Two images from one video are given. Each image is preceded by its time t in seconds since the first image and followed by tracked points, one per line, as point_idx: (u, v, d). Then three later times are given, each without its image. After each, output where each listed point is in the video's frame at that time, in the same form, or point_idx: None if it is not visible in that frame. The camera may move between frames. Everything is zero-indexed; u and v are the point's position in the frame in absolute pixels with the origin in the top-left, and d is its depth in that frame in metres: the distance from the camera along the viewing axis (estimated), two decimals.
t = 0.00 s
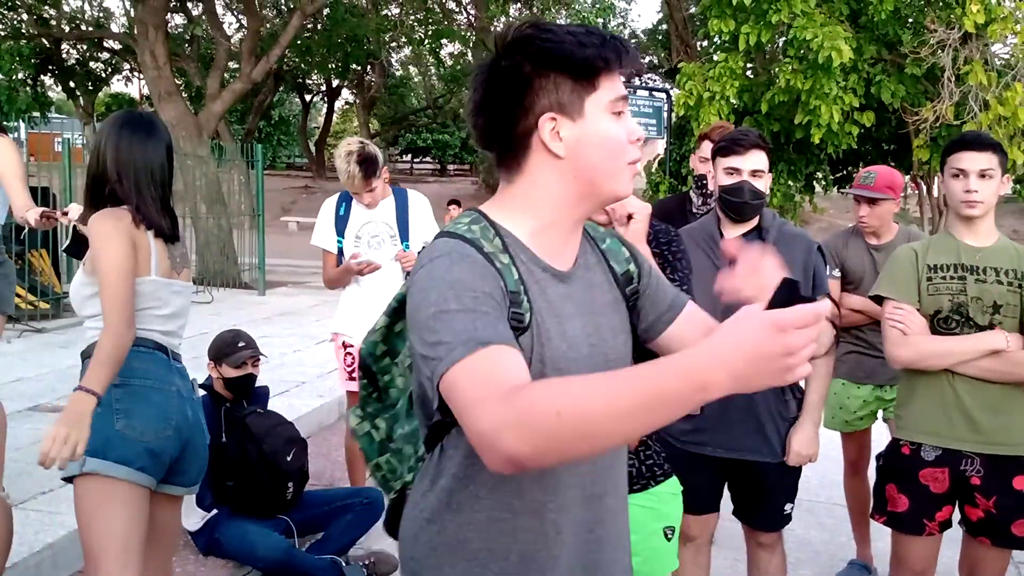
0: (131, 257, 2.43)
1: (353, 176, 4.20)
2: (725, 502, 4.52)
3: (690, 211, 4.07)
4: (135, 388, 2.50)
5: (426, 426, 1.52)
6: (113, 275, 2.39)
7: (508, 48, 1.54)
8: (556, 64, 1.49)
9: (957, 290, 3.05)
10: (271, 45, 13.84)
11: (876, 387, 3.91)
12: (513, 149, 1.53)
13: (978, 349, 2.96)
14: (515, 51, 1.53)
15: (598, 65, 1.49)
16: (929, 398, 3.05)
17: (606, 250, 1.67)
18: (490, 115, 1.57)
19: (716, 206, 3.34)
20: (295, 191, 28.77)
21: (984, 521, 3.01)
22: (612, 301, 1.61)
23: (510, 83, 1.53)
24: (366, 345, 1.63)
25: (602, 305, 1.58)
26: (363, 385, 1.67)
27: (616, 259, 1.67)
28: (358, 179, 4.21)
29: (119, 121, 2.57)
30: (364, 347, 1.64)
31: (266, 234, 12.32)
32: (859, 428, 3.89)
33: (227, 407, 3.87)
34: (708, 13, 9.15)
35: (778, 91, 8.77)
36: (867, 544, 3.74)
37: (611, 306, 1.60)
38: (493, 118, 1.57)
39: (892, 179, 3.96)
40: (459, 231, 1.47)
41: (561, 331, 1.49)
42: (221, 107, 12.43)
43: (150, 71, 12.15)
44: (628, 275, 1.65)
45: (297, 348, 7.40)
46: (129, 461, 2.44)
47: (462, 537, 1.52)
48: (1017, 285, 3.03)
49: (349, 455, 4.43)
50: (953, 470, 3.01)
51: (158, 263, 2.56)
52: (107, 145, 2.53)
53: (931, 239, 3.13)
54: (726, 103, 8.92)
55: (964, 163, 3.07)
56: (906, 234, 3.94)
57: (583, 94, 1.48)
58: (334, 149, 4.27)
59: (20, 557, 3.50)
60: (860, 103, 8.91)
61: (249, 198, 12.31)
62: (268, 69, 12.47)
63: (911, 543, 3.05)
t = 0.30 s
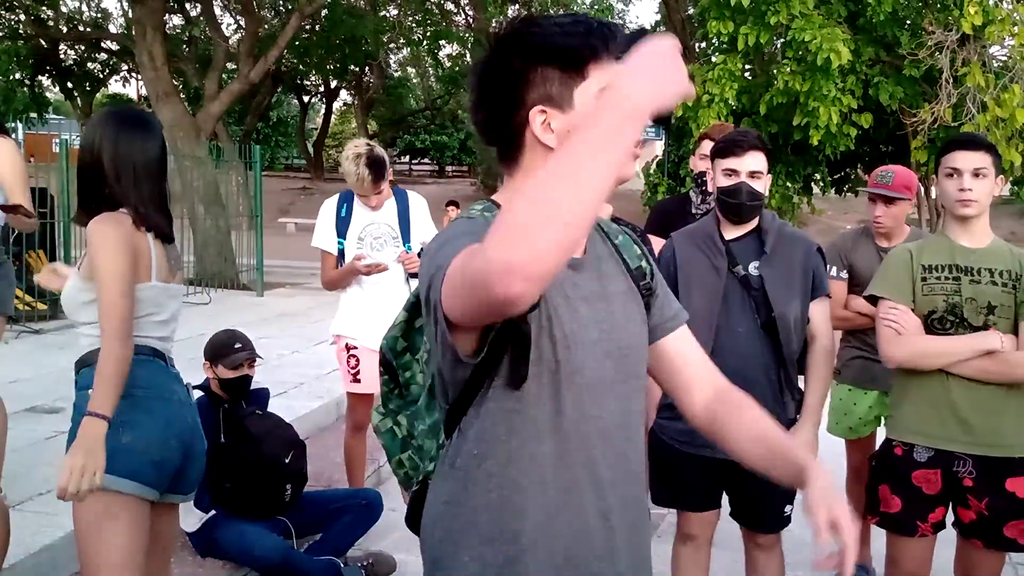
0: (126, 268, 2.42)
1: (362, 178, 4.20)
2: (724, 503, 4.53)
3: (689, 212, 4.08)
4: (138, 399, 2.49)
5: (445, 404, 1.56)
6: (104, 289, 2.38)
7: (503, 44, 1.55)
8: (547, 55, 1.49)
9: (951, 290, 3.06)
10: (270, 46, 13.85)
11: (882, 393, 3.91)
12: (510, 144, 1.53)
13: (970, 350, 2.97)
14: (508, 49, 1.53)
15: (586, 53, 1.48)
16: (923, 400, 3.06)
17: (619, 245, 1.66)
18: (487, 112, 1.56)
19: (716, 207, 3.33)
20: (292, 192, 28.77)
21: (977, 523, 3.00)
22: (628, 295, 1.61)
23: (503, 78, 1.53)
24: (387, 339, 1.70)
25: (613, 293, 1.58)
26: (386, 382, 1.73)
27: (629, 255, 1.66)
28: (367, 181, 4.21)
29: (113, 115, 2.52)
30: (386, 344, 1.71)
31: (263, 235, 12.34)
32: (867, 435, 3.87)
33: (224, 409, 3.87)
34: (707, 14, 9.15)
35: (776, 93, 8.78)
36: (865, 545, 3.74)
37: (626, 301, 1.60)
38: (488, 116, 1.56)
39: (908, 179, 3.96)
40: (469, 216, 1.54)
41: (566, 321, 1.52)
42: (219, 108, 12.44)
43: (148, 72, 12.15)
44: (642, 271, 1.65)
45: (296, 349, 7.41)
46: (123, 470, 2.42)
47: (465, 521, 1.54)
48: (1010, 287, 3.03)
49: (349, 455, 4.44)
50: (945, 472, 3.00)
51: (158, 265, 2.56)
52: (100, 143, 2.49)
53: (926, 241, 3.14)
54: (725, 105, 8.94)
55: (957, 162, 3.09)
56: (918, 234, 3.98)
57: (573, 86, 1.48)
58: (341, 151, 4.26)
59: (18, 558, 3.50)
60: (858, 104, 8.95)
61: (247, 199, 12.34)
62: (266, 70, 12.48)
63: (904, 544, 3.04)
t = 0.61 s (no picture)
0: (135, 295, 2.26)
1: (369, 182, 4.20)
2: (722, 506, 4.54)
3: (688, 212, 4.09)
4: (151, 442, 2.36)
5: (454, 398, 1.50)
6: (101, 331, 2.19)
7: (525, 44, 1.54)
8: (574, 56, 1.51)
9: (942, 292, 3.06)
10: (268, 48, 13.86)
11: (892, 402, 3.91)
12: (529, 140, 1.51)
13: (961, 351, 2.98)
14: (534, 47, 1.52)
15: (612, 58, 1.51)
16: (912, 401, 3.07)
17: (632, 252, 1.75)
18: (508, 107, 1.54)
19: (716, 209, 3.34)
20: (290, 193, 28.78)
21: (967, 523, 3.00)
22: (637, 297, 1.64)
23: (527, 75, 1.51)
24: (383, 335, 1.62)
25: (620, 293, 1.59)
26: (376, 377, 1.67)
27: (639, 263, 1.76)
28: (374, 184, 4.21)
29: (99, 126, 2.32)
30: (382, 339, 1.63)
31: (261, 236, 12.35)
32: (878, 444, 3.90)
33: (221, 411, 3.87)
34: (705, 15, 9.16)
35: (774, 95, 8.79)
36: (862, 546, 3.75)
37: (637, 306, 1.63)
38: (509, 112, 1.54)
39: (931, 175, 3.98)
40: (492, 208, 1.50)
41: (585, 319, 1.51)
42: (217, 109, 12.45)
43: (146, 74, 12.16)
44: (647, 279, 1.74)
45: (293, 350, 7.41)
46: (103, 520, 2.29)
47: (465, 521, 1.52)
48: (1001, 289, 3.04)
49: (346, 457, 4.44)
50: (935, 472, 3.01)
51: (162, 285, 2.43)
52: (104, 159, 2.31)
53: (918, 241, 3.15)
54: (723, 107, 8.95)
55: (951, 164, 3.09)
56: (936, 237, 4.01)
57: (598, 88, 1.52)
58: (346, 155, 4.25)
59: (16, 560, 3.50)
60: (856, 106, 8.98)
61: (246, 201, 12.35)
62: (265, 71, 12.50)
63: (895, 546, 3.04)
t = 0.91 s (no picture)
0: (155, 313, 2.17)
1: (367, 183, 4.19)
2: (720, 507, 4.54)
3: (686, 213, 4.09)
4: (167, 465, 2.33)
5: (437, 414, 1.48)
6: (123, 354, 2.09)
7: (535, 42, 1.55)
8: (573, 62, 1.49)
9: (932, 293, 3.06)
10: (266, 48, 13.85)
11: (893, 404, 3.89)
12: (527, 141, 1.54)
13: (953, 352, 2.97)
14: (541, 45, 1.54)
15: (612, 66, 1.48)
16: (904, 400, 3.06)
17: (629, 260, 1.71)
18: (513, 102, 1.58)
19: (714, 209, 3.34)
20: (289, 195, 28.77)
21: (957, 522, 2.99)
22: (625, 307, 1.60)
23: (531, 72, 1.54)
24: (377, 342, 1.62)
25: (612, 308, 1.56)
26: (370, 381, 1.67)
27: (636, 271, 1.71)
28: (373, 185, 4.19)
29: (102, 126, 2.15)
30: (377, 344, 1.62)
31: (259, 237, 12.35)
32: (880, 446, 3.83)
33: (219, 411, 3.88)
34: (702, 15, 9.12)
35: (773, 95, 8.79)
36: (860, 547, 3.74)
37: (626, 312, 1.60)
38: (514, 107, 1.57)
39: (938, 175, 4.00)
40: (482, 218, 1.47)
41: (572, 326, 1.48)
42: (215, 109, 12.44)
43: (144, 75, 12.15)
44: (644, 288, 1.70)
45: (291, 351, 7.41)
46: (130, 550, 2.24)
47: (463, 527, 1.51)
48: (991, 289, 3.04)
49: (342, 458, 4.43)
50: (926, 470, 3.01)
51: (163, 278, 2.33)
52: (118, 155, 2.16)
53: (910, 242, 3.13)
54: (720, 107, 8.94)
55: (942, 165, 3.07)
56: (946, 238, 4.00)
57: (591, 95, 1.48)
58: (346, 155, 4.25)
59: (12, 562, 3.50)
60: (854, 108, 8.97)
61: (243, 202, 12.34)
62: (262, 71, 12.49)
63: (886, 543, 3.05)
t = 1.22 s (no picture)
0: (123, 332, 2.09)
1: (365, 183, 4.21)
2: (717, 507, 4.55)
3: (683, 215, 4.10)
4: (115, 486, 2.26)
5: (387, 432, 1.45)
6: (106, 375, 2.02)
7: (481, 41, 1.50)
8: (525, 64, 1.46)
9: (927, 293, 3.06)
10: (264, 48, 13.84)
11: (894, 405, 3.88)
12: (477, 146, 1.51)
13: (948, 351, 2.98)
14: (485, 45, 1.50)
15: (566, 67, 1.46)
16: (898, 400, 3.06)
17: (590, 266, 1.61)
18: (459, 106, 1.54)
19: (710, 211, 3.33)
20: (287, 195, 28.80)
21: (952, 519, 2.99)
22: (586, 318, 1.54)
23: (477, 75, 1.50)
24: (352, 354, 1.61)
25: (571, 323, 1.51)
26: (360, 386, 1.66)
27: (600, 277, 1.61)
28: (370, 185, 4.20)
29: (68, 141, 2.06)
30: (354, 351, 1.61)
31: (257, 238, 12.35)
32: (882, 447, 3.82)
33: (216, 410, 3.89)
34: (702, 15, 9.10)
35: (771, 96, 8.79)
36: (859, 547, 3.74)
37: (587, 327, 1.54)
38: (459, 113, 1.54)
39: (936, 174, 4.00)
40: (417, 236, 1.43)
41: (513, 352, 1.43)
42: (213, 110, 12.44)
43: (142, 75, 12.14)
44: (611, 295, 1.60)
45: (289, 352, 7.42)
46: None
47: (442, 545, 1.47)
48: (986, 289, 3.05)
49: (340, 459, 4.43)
50: (921, 468, 3.00)
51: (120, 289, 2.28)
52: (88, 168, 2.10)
53: (902, 243, 3.13)
54: (718, 109, 8.95)
55: (935, 167, 3.08)
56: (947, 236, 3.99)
57: (547, 99, 1.46)
58: (344, 156, 4.26)
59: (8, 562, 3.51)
60: (853, 109, 8.97)
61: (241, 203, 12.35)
62: (260, 72, 12.49)
63: (880, 540, 3.05)
